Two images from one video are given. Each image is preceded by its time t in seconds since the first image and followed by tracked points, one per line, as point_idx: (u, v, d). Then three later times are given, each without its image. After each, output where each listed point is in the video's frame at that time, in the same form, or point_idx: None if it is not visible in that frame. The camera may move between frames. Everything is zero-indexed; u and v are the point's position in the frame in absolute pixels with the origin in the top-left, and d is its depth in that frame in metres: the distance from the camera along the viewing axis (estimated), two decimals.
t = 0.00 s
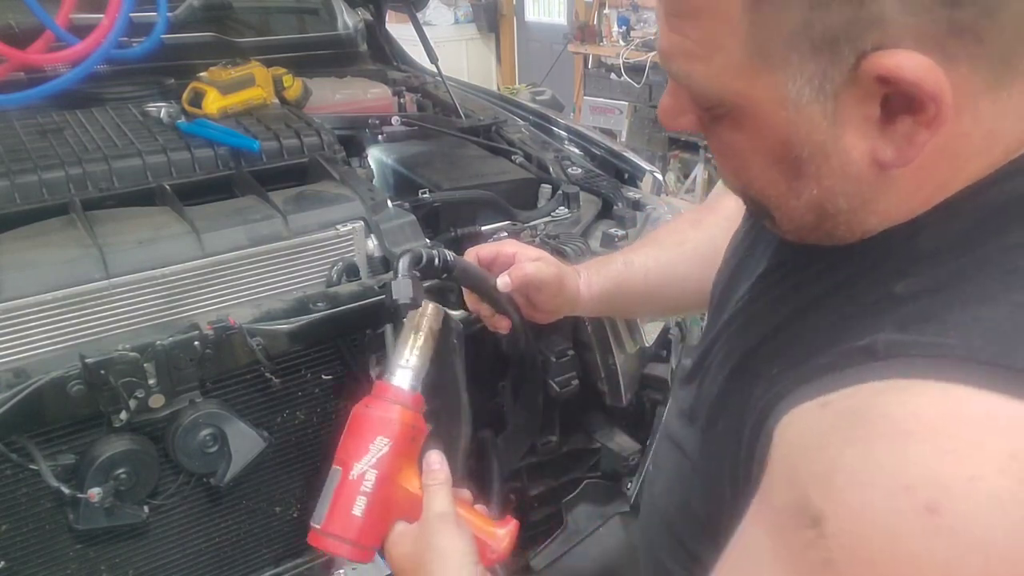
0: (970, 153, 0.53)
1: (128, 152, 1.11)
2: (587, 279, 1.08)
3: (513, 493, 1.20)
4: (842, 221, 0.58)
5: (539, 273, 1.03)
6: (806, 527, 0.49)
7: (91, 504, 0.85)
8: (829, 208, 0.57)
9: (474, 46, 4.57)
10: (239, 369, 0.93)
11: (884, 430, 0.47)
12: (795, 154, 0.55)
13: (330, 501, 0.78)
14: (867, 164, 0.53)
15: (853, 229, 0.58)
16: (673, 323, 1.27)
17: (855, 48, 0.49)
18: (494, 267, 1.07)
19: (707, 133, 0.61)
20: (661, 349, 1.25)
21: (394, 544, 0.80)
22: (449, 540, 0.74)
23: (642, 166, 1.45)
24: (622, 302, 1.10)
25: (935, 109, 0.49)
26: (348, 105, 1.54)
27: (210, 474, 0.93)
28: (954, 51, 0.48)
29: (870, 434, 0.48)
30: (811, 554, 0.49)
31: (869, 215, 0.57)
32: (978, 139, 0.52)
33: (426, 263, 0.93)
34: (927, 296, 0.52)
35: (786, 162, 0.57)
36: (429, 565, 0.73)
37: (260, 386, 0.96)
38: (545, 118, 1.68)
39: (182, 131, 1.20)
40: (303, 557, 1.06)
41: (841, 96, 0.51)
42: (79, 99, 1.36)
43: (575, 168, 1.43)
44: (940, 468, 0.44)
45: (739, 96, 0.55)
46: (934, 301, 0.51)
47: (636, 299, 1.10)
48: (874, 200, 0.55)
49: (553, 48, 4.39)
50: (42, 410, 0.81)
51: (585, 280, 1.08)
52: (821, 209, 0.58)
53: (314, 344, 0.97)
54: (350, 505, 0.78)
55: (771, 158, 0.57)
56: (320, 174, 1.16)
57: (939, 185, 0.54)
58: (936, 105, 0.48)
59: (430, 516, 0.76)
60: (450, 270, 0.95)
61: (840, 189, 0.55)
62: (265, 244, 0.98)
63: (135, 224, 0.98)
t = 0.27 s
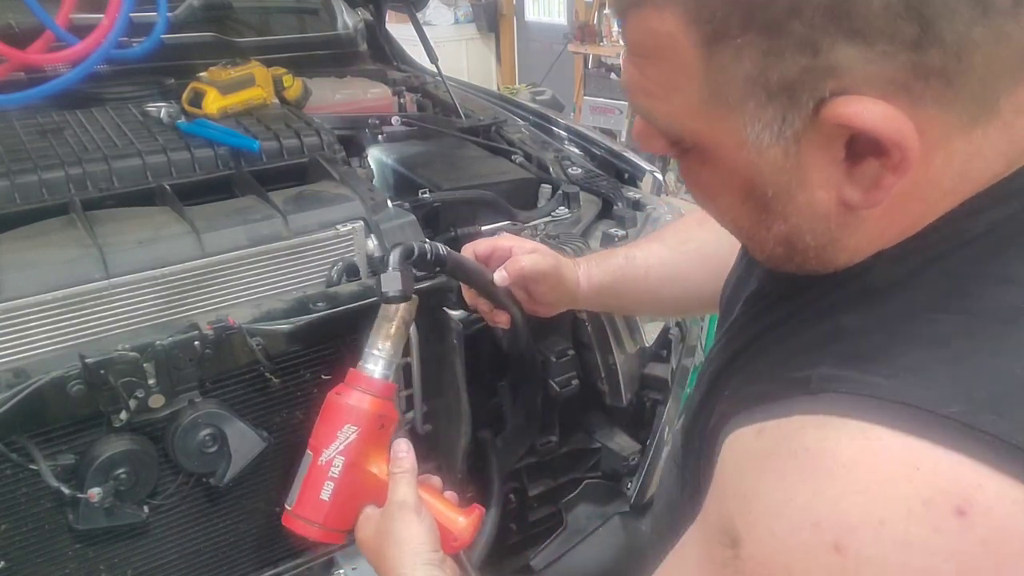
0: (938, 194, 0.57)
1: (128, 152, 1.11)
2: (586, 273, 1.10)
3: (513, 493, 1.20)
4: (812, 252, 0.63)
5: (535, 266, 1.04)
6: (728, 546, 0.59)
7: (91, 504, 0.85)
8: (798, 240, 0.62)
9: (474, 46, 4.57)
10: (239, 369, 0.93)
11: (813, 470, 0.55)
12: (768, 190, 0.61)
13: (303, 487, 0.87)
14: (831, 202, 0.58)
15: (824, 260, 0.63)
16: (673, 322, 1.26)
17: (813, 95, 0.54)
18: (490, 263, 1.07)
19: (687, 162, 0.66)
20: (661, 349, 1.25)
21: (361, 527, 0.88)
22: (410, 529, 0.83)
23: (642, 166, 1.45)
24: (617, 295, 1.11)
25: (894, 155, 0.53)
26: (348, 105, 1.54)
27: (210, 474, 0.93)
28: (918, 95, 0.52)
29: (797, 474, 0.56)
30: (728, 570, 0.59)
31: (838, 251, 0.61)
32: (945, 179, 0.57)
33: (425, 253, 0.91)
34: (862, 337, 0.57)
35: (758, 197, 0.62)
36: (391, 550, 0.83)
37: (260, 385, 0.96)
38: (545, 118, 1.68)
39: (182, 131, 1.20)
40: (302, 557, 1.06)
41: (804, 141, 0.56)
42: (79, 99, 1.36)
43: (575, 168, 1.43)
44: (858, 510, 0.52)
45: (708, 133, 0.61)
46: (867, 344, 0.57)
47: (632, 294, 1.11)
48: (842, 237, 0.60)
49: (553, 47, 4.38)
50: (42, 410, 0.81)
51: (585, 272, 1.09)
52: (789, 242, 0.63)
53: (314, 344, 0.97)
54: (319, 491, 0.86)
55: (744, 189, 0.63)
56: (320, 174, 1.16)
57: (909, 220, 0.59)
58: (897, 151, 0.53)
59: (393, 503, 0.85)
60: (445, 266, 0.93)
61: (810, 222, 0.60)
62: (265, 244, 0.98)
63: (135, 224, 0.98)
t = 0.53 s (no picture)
0: (947, 183, 0.57)
1: (129, 152, 1.11)
2: (582, 264, 1.12)
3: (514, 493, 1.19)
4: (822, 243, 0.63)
5: (530, 257, 1.07)
6: (738, 527, 0.59)
7: (92, 504, 0.85)
8: (808, 231, 0.62)
9: (474, 46, 4.57)
10: (239, 369, 0.93)
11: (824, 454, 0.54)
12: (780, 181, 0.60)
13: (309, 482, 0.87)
14: (844, 193, 0.58)
15: (834, 249, 0.63)
16: (673, 322, 1.26)
17: (826, 86, 0.54)
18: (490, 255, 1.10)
19: (696, 154, 0.66)
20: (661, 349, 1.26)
21: (367, 523, 0.88)
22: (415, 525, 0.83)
23: (642, 166, 1.45)
24: (612, 290, 1.11)
25: (909, 146, 0.53)
26: (348, 105, 1.54)
27: (210, 474, 0.93)
28: (930, 86, 0.52)
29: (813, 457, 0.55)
30: (738, 552, 0.59)
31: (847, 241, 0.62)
32: (955, 169, 0.57)
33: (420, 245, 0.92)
34: (869, 324, 0.57)
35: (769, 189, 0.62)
36: (395, 546, 0.82)
37: (260, 385, 0.96)
38: (545, 118, 1.67)
39: (182, 131, 1.20)
40: (303, 557, 1.06)
41: (816, 134, 0.56)
42: (79, 99, 1.36)
43: (575, 168, 1.43)
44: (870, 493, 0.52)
45: (719, 124, 0.60)
46: (874, 330, 0.57)
47: (627, 290, 1.11)
48: (852, 228, 0.60)
49: (553, 47, 4.39)
50: (43, 410, 0.81)
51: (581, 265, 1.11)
52: (799, 233, 0.63)
53: (314, 344, 0.97)
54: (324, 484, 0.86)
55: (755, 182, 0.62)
56: (320, 174, 1.16)
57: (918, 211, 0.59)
58: (909, 142, 0.53)
59: (398, 500, 0.85)
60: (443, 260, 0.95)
61: (820, 214, 0.60)
62: (265, 245, 0.97)
63: (135, 224, 0.98)
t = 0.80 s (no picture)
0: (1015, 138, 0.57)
1: (128, 152, 1.11)
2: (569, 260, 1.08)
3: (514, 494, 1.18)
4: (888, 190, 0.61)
5: (512, 257, 1.01)
6: (870, 468, 0.50)
7: (92, 504, 0.86)
8: (885, 172, 0.59)
9: (474, 46, 4.57)
10: (239, 369, 0.93)
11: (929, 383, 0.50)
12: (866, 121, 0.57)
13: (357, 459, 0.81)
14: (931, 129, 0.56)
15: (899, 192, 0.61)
16: (673, 322, 1.27)
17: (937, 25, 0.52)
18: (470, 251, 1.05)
19: (771, 96, 0.62)
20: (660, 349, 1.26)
21: (432, 522, 0.75)
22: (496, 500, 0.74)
23: (642, 166, 1.45)
24: (608, 281, 1.10)
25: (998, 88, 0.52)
26: (348, 105, 1.54)
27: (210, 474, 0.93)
28: None
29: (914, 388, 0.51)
30: (873, 493, 0.50)
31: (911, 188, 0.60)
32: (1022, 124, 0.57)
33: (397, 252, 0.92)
34: (959, 258, 0.55)
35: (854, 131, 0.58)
36: (484, 534, 0.71)
37: (260, 385, 0.96)
38: (545, 118, 1.67)
39: (182, 131, 1.20)
40: (303, 557, 1.06)
41: (917, 71, 0.53)
42: (79, 99, 1.36)
43: (575, 168, 1.43)
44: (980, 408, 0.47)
45: (822, 63, 0.56)
46: (964, 263, 0.55)
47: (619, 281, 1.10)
48: (925, 170, 0.58)
49: (553, 48, 4.39)
50: (43, 410, 0.81)
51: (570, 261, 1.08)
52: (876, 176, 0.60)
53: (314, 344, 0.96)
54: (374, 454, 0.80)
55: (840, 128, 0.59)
56: (320, 174, 1.16)
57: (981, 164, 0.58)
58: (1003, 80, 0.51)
59: (468, 484, 0.75)
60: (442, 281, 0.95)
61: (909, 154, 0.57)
62: (265, 245, 0.98)
63: (135, 224, 0.98)
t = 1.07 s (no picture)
0: None
1: (129, 152, 1.11)
2: (564, 282, 1.03)
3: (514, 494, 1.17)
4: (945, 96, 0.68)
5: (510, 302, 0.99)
6: None
7: (92, 504, 0.85)
8: (953, 58, 0.66)
9: (474, 46, 4.57)
10: (239, 369, 0.93)
11: None
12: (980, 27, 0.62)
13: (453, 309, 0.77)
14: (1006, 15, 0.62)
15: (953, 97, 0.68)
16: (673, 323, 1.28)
17: None
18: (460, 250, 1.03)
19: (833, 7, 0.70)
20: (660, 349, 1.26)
21: (583, 442, 0.62)
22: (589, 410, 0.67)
23: (642, 166, 1.45)
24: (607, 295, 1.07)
25: None
26: (348, 105, 1.54)
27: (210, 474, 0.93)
28: None
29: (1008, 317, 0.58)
30: None
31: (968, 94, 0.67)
32: None
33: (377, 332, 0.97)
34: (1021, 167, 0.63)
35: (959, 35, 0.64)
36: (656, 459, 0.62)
37: (260, 385, 0.96)
38: (545, 118, 1.67)
39: (182, 131, 1.20)
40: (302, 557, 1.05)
41: None
42: (79, 99, 1.36)
43: (575, 168, 1.43)
44: None
45: None
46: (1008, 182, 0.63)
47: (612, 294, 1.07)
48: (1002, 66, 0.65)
49: (553, 48, 4.39)
50: (43, 410, 0.81)
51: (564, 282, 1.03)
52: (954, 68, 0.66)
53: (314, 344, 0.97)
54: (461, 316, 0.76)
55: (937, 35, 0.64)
56: (320, 174, 1.16)
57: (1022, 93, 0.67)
58: None
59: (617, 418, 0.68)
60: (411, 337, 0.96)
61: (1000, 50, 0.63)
62: (265, 245, 0.97)
63: (135, 224, 0.98)
